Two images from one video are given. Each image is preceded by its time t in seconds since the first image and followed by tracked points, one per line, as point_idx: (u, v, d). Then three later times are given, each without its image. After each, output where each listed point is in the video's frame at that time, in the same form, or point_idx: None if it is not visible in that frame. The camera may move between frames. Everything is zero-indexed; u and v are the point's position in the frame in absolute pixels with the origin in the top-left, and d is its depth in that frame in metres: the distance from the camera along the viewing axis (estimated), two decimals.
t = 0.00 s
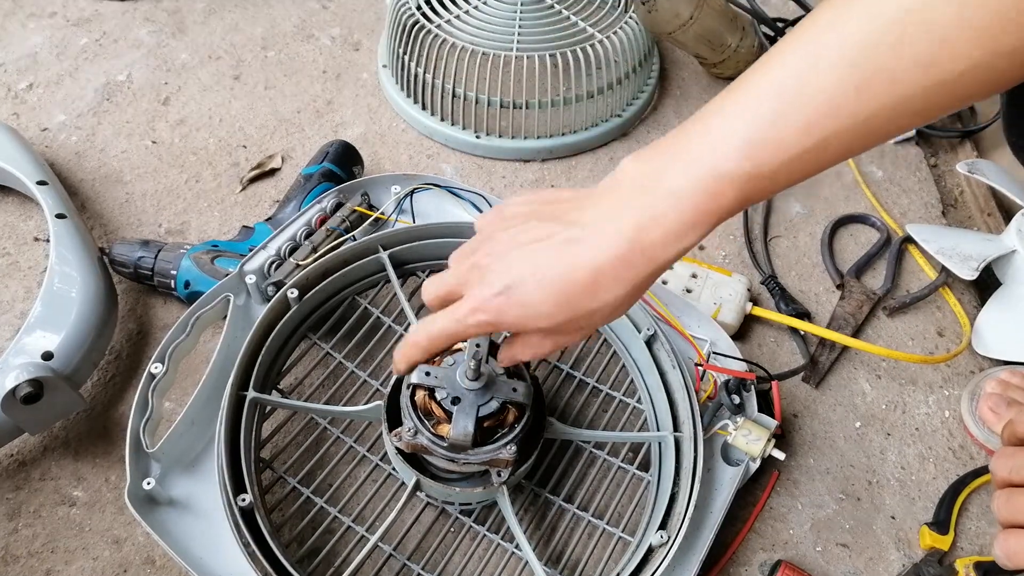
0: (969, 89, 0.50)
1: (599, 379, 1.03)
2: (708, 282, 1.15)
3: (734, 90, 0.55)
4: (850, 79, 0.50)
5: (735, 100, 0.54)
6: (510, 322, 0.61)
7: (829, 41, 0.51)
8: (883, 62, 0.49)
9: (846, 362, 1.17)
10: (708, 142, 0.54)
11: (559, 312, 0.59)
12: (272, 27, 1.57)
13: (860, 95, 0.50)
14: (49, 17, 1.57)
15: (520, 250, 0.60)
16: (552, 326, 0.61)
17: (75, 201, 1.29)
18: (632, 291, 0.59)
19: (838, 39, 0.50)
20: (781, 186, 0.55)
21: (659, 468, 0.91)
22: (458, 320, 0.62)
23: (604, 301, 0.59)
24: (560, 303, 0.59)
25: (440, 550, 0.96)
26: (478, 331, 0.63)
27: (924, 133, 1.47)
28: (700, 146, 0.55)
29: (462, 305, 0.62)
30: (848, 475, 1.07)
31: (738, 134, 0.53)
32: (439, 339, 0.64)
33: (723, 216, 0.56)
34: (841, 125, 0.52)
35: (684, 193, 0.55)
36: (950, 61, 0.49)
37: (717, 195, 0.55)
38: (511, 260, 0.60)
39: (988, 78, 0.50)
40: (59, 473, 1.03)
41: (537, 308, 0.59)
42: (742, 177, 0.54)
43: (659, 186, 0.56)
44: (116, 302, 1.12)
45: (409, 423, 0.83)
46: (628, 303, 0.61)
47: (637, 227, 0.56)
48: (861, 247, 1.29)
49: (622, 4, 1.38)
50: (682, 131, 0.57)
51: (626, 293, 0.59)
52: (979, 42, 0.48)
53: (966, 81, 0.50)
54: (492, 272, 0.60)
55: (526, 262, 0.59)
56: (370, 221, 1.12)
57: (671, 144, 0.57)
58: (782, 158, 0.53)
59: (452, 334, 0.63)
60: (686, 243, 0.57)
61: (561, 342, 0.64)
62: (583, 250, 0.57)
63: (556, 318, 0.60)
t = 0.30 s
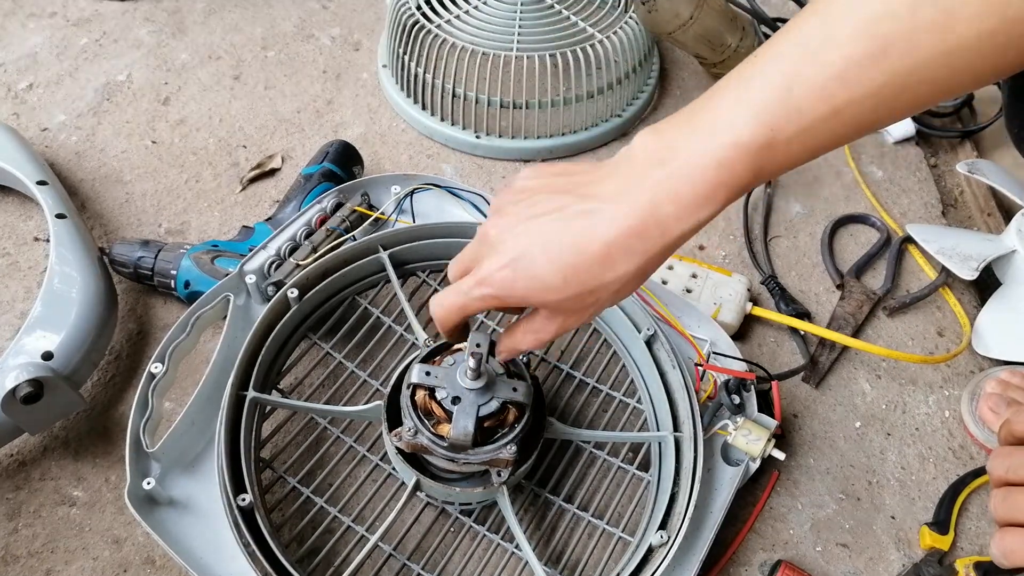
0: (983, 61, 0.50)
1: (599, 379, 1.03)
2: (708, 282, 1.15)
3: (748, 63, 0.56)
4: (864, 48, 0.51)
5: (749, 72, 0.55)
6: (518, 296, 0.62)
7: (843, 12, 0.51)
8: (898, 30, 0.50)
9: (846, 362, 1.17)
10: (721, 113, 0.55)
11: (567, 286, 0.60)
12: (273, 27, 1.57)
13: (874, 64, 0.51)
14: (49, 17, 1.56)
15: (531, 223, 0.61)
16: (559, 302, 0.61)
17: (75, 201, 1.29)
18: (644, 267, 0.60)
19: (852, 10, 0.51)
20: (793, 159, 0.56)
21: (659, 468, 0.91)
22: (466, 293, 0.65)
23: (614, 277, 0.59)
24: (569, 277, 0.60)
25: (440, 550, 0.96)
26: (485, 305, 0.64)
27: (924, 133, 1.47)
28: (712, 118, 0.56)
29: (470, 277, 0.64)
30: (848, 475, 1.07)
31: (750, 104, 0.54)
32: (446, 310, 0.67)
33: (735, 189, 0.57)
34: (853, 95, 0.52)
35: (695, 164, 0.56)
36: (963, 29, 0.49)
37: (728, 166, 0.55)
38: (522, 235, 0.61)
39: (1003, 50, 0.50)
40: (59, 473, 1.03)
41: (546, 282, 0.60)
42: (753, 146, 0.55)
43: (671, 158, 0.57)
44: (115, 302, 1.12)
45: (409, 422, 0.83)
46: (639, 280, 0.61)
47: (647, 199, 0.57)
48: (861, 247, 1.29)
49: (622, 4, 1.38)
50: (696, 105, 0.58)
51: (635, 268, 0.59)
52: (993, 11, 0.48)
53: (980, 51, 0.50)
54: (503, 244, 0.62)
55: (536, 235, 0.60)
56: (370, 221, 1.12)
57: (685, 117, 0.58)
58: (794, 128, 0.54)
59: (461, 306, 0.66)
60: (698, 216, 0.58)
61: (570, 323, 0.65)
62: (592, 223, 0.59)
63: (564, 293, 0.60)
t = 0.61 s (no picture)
0: (969, 92, 0.49)
1: (599, 379, 1.03)
2: (708, 282, 1.15)
3: (738, 98, 0.54)
4: (852, 84, 0.50)
5: (737, 109, 0.54)
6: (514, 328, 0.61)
7: (828, 48, 0.50)
8: (884, 65, 0.49)
9: (846, 362, 1.17)
10: (712, 151, 0.54)
11: (567, 316, 0.59)
12: (273, 26, 1.57)
13: (862, 100, 0.50)
14: (49, 17, 1.56)
15: (525, 258, 0.60)
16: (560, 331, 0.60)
17: (75, 201, 1.29)
18: (640, 298, 0.59)
19: (838, 44, 0.50)
20: (793, 189, 0.55)
21: (659, 468, 0.91)
22: (463, 318, 0.63)
23: (611, 308, 0.59)
24: (567, 311, 0.59)
25: (440, 551, 0.96)
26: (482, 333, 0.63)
27: (924, 133, 1.47)
28: (703, 155, 0.55)
29: (465, 304, 0.62)
30: (848, 475, 1.07)
31: (741, 142, 0.53)
32: (443, 334, 0.66)
33: (730, 224, 0.56)
34: (844, 131, 0.51)
35: (688, 201, 0.55)
36: (948, 62, 0.48)
37: (722, 203, 0.54)
38: (517, 270, 0.60)
39: (988, 79, 0.49)
40: (59, 474, 1.03)
41: (546, 312, 0.59)
42: (747, 184, 0.54)
43: (663, 195, 0.56)
44: (116, 302, 1.12)
45: (409, 423, 0.83)
46: (637, 309, 0.61)
47: (644, 232, 0.56)
48: (861, 248, 1.29)
49: (622, 4, 1.38)
50: (686, 139, 0.57)
51: (637, 296, 0.58)
52: (977, 44, 0.47)
53: (966, 82, 0.49)
54: (496, 279, 0.61)
55: (531, 270, 0.59)
56: (370, 221, 1.12)
57: (674, 153, 0.57)
58: (786, 165, 0.53)
59: (458, 331, 0.65)
60: (694, 251, 0.57)
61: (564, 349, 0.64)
62: (586, 259, 0.58)
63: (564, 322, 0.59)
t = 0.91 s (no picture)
0: (952, 106, 0.49)
1: (599, 379, 1.03)
2: (708, 282, 1.15)
3: (724, 102, 0.54)
4: (833, 96, 0.49)
5: (718, 118, 0.54)
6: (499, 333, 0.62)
7: (810, 58, 0.50)
8: (866, 78, 0.48)
9: (846, 362, 1.16)
10: (693, 159, 0.54)
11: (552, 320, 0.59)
12: (273, 26, 1.57)
13: (843, 112, 0.50)
14: (49, 17, 1.56)
15: (510, 264, 0.60)
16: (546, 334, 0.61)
17: (75, 201, 1.29)
18: (623, 302, 0.60)
19: (825, 53, 0.49)
20: (777, 195, 0.55)
21: (659, 467, 0.91)
22: (453, 322, 0.64)
23: (595, 313, 0.59)
24: (552, 315, 0.59)
25: (440, 551, 0.96)
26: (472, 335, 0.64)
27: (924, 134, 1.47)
28: (684, 164, 0.55)
29: (454, 309, 0.63)
30: (848, 475, 1.07)
31: (722, 151, 0.53)
32: (439, 338, 0.67)
33: (711, 230, 0.56)
34: (825, 142, 0.51)
35: (670, 209, 0.55)
36: (931, 76, 0.48)
37: (703, 211, 0.55)
38: (501, 276, 0.60)
39: (971, 92, 0.48)
40: (59, 474, 1.03)
41: (533, 316, 0.59)
42: (729, 193, 0.54)
43: (644, 203, 0.56)
44: (115, 302, 1.12)
45: (409, 422, 0.83)
46: (621, 311, 0.61)
47: (628, 238, 0.56)
48: (861, 248, 1.29)
49: (622, 4, 1.38)
50: (669, 145, 0.57)
51: (621, 299, 0.59)
52: (961, 57, 0.47)
53: (949, 95, 0.49)
54: (482, 284, 0.61)
55: (516, 275, 0.59)
56: (370, 221, 1.12)
57: (658, 158, 0.57)
58: (767, 175, 0.53)
59: (450, 335, 0.66)
60: (676, 257, 0.57)
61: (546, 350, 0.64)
62: (568, 266, 0.58)
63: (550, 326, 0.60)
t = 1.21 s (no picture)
0: (956, 95, 0.49)
1: (599, 379, 1.03)
2: (708, 282, 1.15)
3: (722, 102, 0.54)
4: (836, 88, 0.50)
5: (720, 114, 0.54)
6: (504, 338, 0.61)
7: (811, 52, 0.50)
8: (869, 69, 0.49)
9: (846, 362, 1.16)
10: (696, 155, 0.54)
11: (555, 323, 0.59)
12: (273, 26, 1.57)
13: (844, 108, 0.50)
14: (50, 17, 1.56)
15: (514, 268, 0.60)
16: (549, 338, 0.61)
17: (75, 201, 1.29)
18: (629, 301, 0.59)
19: (824, 51, 0.49)
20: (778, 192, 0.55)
21: (659, 467, 0.91)
22: (459, 339, 0.63)
23: (601, 313, 0.59)
24: (555, 318, 0.59)
25: (440, 551, 0.96)
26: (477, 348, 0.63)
27: (924, 133, 1.47)
28: (687, 160, 0.55)
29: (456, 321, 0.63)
30: (848, 475, 1.07)
31: (724, 147, 0.53)
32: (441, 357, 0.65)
33: (715, 226, 0.56)
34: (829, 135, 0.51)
35: (674, 205, 0.55)
36: (934, 66, 0.48)
37: (704, 211, 0.55)
38: (506, 281, 0.60)
39: (975, 81, 0.49)
40: (59, 473, 1.03)
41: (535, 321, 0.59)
42: (733, 188, 0.54)
43: (647, 199, 0.56)
44: (116, 302, 1.12)
45: (408, 423, 0.83)
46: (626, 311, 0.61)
47: (630, 239, 0.56)
48: (861, 248, 1.29)
49: (622, 4, 1.38)
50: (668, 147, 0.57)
51: (624, 302, 0.59)
52: (964, 46, 0.47)
53: (953, 84, 0.49)
54: (488, 293, 0.61)
55: (517, 281, 0.59)
56: (370, 221, 1.12)
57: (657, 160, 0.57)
58: (771, 169, 0.53)
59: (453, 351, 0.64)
60: (681, 253, 0.57)
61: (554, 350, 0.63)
62: (572, 266, 0.58)
63: (553, 329, 0.60)
